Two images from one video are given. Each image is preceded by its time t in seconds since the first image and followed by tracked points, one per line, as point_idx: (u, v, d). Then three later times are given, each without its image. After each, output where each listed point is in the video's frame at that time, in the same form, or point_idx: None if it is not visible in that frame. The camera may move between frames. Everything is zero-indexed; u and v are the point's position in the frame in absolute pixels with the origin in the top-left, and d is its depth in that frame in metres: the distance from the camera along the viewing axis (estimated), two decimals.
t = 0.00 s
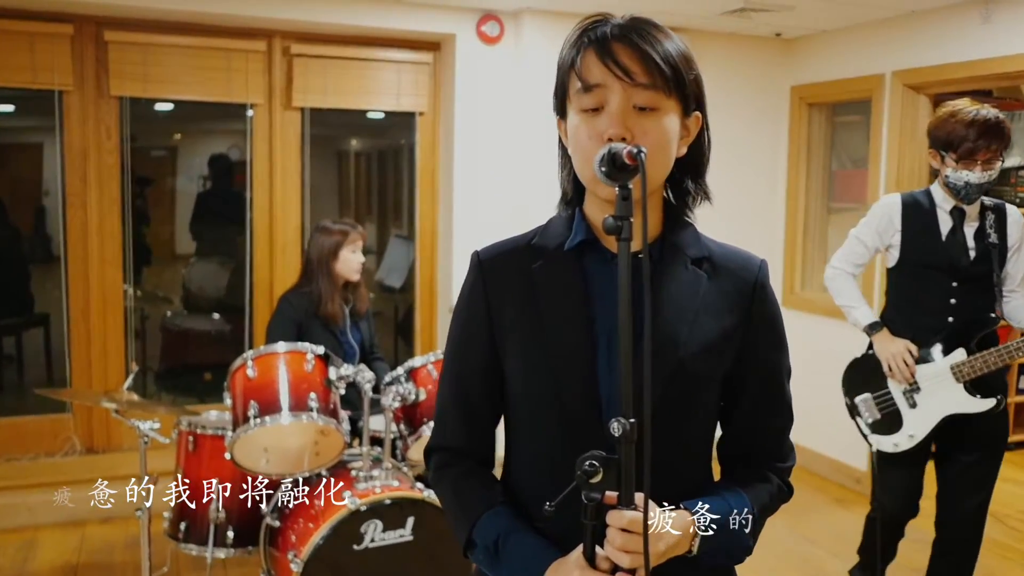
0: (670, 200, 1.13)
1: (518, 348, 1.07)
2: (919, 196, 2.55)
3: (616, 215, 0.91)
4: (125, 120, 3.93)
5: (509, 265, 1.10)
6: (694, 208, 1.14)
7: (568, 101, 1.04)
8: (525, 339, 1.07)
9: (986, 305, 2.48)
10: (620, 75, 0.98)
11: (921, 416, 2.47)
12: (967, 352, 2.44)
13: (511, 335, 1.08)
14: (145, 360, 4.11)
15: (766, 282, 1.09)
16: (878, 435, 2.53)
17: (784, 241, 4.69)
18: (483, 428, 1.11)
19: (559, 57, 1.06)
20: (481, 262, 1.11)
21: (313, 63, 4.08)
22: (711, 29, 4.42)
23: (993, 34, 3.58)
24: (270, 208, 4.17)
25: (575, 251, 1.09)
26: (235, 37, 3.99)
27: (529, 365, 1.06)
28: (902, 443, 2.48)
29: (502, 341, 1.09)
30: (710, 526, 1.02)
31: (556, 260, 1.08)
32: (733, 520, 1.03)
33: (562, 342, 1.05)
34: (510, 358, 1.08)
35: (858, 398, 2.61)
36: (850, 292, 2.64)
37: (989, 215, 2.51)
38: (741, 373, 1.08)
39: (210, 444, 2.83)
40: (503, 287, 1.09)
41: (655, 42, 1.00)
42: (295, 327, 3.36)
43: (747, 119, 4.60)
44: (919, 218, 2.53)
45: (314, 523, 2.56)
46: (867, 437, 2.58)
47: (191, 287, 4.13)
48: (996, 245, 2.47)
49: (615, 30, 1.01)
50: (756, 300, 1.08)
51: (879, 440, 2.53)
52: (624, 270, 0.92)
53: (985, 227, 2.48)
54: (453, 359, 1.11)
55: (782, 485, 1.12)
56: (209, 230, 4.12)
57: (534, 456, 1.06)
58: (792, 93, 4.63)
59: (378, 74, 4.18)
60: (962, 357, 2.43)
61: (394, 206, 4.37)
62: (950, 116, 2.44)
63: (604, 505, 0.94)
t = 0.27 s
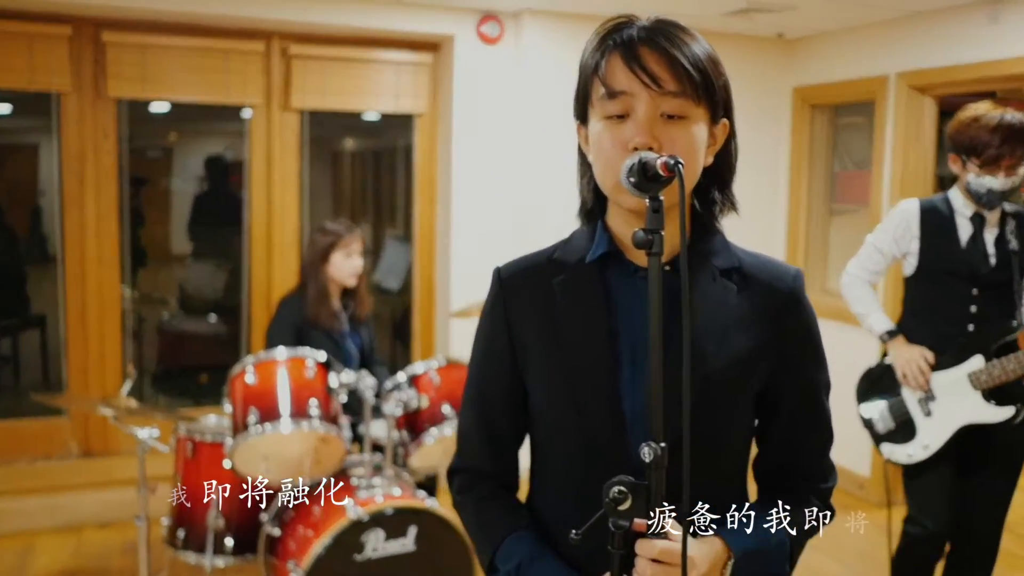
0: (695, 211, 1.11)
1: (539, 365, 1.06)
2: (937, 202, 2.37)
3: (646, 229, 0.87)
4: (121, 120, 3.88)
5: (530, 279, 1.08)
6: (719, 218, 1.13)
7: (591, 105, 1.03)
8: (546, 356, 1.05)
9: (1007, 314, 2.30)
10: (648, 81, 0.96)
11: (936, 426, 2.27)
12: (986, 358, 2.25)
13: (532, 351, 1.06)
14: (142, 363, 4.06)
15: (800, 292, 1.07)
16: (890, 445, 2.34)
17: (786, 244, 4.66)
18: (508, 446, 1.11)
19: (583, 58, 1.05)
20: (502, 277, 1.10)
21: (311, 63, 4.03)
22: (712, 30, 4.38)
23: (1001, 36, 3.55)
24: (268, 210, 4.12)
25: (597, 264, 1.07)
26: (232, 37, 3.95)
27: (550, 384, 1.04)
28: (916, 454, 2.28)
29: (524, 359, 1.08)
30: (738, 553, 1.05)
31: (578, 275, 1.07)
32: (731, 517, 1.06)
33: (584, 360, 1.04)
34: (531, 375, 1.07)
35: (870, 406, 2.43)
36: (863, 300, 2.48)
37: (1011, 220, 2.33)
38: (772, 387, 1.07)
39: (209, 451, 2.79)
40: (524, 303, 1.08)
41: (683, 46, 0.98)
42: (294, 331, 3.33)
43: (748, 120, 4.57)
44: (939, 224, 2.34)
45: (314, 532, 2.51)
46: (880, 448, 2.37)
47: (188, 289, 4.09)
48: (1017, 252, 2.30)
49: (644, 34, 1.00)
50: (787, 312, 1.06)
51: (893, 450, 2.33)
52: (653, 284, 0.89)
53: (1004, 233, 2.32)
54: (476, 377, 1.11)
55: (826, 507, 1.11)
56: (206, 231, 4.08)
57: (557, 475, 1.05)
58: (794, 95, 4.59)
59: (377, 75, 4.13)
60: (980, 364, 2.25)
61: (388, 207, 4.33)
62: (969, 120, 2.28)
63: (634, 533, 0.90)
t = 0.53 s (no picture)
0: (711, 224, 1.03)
1: (554, 390, 1.03)
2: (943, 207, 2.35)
3: (680, 248, 0.83)
4: (103, 120, 3.78)
5: (539, 301, 1.05)
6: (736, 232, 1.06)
7: (610, 110, 0.97)
8: (562, 381, 1.03)
9: (1015, 324, 2.26)
10: (678, 88, 0.92)
11: (941, 438, 2.26)
12: (992, 368, 2.26)
13: (546, 375, 1.03)
14: (123, 368, 3.95)
15: (822, 305, 1.03)
16: (895, 457, 2.34)
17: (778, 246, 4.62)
18: (518, 474, 1.08)
19: (600, 61, 0.99)
20: (508, 299, 1.06)
21: (298, 63, 3.95)
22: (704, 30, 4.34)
23: (999, 36, 3.52)
24: (254, 212, 4.03)
25: (612, 283, 1.04)
26: (218, 36, 3.87)
27: (568, 410, 1.02)
28: (920, 467, 2.25)
29: (536, 384, 1.04)
30: None
31: (592, 295, 1.04)
32: (732, 519, 0.99)
33: (603, 384, 1.01)
34: (545, 401, 1.04)
35: (875, 417, 2.43)
36: (867, 309, 2.46)
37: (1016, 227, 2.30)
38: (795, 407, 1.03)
39: (196, 462, 2.73)
40: (534, 326, 1.05)
41: (711, 51, 0.94)
42: (282, 338, 3.26)
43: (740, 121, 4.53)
44: (944, 232, 2.32)
45: (305, 544, 2.44)
46: (885, 459, 2.38)
47: (171, 292, 3.99)
48: None
49: (671, 36, 0.95)
50: (811, 327, 1.02)
51: (898, 463, 2.33)
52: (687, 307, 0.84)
53: (1012, 240, 2.29)
54: (483, 403, 1.07)
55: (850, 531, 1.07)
56: (189, 232, 3.98)
57: (577, 504, 1.03)
58: (786, 95, 4.56)
59: (366, 75, 4.06)
60: (986, 375, 2.26)
61: (373, 207, 4.23)
62: (976, 125, 2.24)
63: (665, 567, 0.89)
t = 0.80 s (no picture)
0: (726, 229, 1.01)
1: (559, 403, 0.99)
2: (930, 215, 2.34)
3: (707, 258, 0.80)
4: (66, 120, 3.65)
5: (540, 311, 1.02)
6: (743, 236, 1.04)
7: (619, 109, 0.96)
8: (568, 394, 0.99)
9: (1002, 330, 2.29)
10: (700, 89, 0.91)
11: (935, 449, 2.27)
12: (984, 378, 2.26)
13: (550, 388, 1.00)
14: (88, 375, 3.83)
15: (834, 315, 1.01)
16: (887, 469, 2.34)
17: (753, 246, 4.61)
18: (514, 492, 1.02)
19: (610, 56, 0.97)
20: (506, 308, 1.03)
21: (270, 62, 3.87)
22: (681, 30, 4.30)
23: (972, 38, 3.50)
24: (223, 214, 3.93)
25: (619, 294, 1.02)
26: (186, 33, 3.76)
27: (574, 423, 0.98)
28: (915, 477, 2.29)
29: (537, 397, 1.00)
30: None
31: (597, 305, 1.01)
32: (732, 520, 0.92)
33: (610, 397, 0.98)
34: (548, 414, 1.00)
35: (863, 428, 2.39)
36: (853, 317, 2.45)
37: (1003, 232, 2.31)
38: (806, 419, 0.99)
39: (167, 472, 2.64)
40: (536, 337, 1.01)
41: (727, 47, 0.93)
42: (255, 344, 3.17)
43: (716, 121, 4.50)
44: (929, 236, 2.33)
45: (282, 560, 2.38)
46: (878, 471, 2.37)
47: (138, 295, 3.87)
48: (1010, 264, 2.29)
49: (688, 32, 0.94)
50: (825, 337, 0.99)
51: (892, 475, 2.33)
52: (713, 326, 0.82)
53: (998, 245, 2.30)
54: (478, 416, 1.02)
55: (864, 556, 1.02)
56: (156, 235, 3.87)
57: (583, 523, 0.98)
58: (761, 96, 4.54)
59: (338, 74, 3.98)
60: (979, 385, 2.26)
61: (342, 208, 4.14)
62: (966, 130, 2.27)
63: None
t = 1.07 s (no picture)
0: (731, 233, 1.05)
1: (557, 406, 0.98)
2: (909, 219, 2.43)
3: (720, 263, 0.85)
4: (18, 118, 3.51)
5: (537, 314, 1.01)
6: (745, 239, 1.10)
7: (620, 110, 1.01)
8: (566, 396, 0.98)
9: (979, 331, 2.42)
10: (703, 83, 0.96)
11: (918, 453, 2.30)
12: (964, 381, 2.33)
13: (547, 390, 0.98)
14: (42, 383, 3.69)
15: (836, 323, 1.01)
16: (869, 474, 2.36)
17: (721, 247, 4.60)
18: (507, 500, 0.99)
19: (607, 55, 1.02)
20: (502, 310, 1.01)
21: (232, 59, 3.77)
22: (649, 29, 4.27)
23: (934, 39, 3.48)
24: (184, 216, 3.83)
25: (620, 298, 1.02)
26: (144, 30, 3.66)
27: (574, 426, 0.97)
28: (897, 483, 2.31)
29: (534, 400, 0.99)
30: None
31: (598, 308, 1.01)
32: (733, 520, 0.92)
33: (610, 399, 0.97)
34: (545, 417, 0.98)
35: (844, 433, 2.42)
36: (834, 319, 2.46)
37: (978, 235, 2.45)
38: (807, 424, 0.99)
39: (130, 481, 2.54)
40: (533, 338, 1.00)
41: (728, 40, 0.99)
42: (220, 349, 3.08)
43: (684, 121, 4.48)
44: (907, 238, 2.42)
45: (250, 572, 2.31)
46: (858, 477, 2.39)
47: (95, 299, 3.76)
48: (986, 267, 2.43)
49: (686, 27, 0.99)
50: (830, 345, 0.99)
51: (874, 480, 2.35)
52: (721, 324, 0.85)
53: (974, 249, 2.43)
54: (470, 420, 0.99)
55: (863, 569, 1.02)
56: (114, 237, 3.75)
57: (580, 529, 0.96)
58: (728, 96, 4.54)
59: (303, 72, 3.90)
60: (959, 389, 2.31)
61: (304, 208, 4.07)
62: (954, 138, 2.35)
63: None
